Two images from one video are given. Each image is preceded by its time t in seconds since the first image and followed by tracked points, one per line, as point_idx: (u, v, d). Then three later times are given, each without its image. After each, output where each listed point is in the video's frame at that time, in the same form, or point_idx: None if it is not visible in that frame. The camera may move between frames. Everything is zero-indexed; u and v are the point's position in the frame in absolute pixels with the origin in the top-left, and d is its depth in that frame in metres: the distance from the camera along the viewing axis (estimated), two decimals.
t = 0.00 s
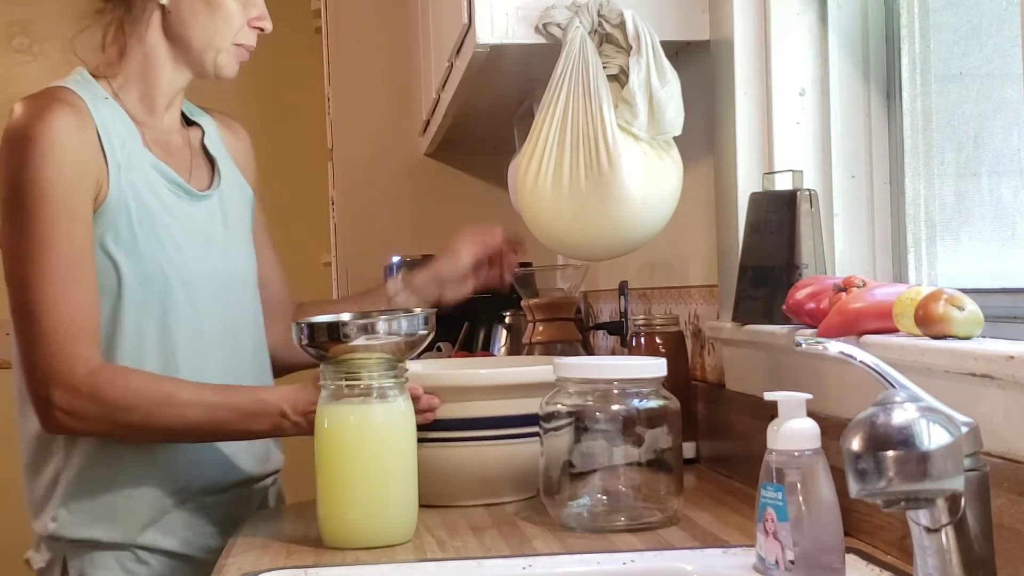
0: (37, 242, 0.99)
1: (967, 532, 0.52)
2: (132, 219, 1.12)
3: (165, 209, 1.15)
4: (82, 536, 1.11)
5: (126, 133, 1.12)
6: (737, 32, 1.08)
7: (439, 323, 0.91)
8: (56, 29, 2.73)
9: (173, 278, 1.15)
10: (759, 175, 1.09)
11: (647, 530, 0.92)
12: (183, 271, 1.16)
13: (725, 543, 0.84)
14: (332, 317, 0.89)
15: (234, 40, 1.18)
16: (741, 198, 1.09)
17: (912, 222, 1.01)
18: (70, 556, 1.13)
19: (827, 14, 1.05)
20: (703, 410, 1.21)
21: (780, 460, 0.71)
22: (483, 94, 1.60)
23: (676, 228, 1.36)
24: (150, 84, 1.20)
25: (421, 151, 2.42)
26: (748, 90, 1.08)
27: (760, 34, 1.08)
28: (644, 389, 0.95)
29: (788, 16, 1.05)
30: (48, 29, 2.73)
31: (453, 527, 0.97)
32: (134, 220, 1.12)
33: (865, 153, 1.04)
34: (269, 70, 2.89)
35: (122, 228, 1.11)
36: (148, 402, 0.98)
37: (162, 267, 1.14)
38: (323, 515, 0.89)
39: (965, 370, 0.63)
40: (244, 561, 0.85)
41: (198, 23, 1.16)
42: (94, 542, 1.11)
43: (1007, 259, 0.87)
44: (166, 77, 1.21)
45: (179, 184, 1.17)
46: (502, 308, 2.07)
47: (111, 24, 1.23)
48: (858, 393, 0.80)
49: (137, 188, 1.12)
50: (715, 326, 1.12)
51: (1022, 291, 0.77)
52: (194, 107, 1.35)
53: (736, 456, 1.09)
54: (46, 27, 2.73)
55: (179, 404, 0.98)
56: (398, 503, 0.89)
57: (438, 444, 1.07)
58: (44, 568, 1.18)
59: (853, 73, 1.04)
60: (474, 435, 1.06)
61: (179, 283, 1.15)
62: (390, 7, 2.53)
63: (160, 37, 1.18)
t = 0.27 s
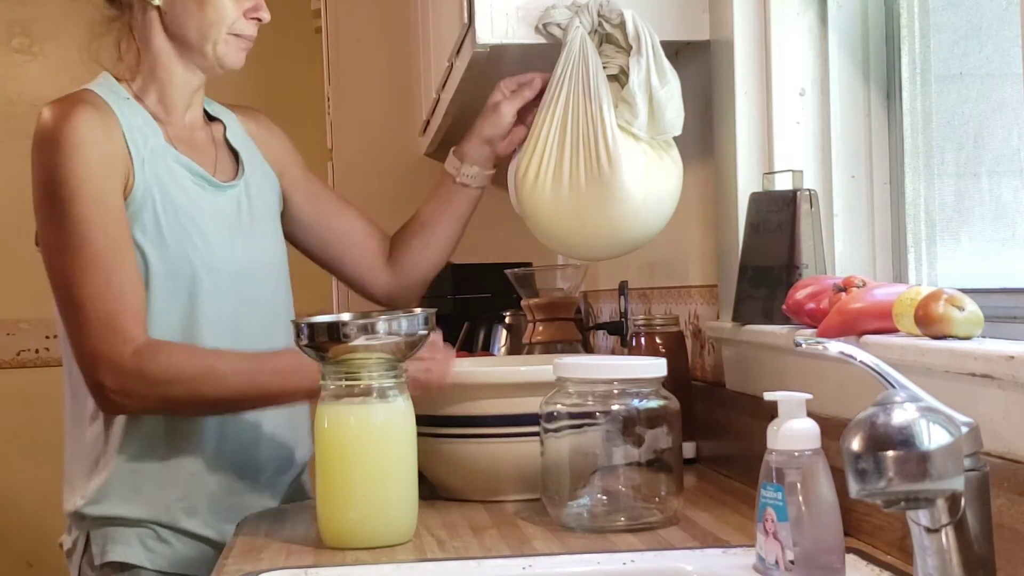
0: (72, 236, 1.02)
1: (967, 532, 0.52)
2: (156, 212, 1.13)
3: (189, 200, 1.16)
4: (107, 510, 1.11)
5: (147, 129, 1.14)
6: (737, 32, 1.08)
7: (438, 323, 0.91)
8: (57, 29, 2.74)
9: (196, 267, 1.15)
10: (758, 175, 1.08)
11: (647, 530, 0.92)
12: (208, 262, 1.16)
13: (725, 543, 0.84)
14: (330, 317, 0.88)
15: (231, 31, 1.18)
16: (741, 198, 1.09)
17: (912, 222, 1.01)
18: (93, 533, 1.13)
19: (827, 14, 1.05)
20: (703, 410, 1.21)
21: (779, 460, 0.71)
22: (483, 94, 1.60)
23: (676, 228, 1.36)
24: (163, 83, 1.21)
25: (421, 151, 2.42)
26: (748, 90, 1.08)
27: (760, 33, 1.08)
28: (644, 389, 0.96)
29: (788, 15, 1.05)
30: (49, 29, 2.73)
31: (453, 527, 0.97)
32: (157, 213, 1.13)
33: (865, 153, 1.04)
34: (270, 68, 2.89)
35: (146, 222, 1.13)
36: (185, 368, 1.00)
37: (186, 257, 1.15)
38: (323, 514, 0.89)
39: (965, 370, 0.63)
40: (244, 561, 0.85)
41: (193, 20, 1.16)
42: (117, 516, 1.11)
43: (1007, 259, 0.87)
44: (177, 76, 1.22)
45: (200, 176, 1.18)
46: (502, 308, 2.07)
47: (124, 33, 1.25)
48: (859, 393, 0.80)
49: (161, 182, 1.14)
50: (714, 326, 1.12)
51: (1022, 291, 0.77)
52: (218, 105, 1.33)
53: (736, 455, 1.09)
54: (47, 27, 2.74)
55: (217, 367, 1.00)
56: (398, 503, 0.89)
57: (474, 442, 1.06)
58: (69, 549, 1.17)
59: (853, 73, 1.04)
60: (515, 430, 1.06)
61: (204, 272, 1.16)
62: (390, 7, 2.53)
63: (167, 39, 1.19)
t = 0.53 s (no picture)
0: (246, 198, 1.00)
1: (967, 532, 0.52)
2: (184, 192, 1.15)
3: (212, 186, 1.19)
4: (129, 503, 1.10)
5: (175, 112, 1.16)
6: (737, 32, 1.08)
7: (439, 322, 0.91)
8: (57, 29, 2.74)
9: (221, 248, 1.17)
10: (758, 175, 1.08)
11: (647, 530, 0.91)
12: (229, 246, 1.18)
13: (725, 543, 0.84)
14: (331, 317, 0.89)
15: (221, 21, 1.17)
16: (741, 197, 1.09)
17: (912, 222, 1.01)
18: (110, 532, 1.11)
19: (827, 14, 1.05)
20: (703, 410, 1.21)
21: (779, 460, 0.71)
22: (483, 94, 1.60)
23: (676, 228, 1.36)
24: (167, 81, 1.22)
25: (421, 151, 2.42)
26: (748, 90, 1.08)
27: (760, 33, 1.08)
28: (644, 389, 0.95)
29: (788, 15, 1.05)
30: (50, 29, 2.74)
31: (453, 527, 0.97)
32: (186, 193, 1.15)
33: (865, 153, 1.04)
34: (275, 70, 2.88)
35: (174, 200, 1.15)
36: (370, 215, 1.01)
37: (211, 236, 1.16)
38: (322, 514, 0.89)
39: (965, 370, 0.63)
40: (244, 561, 0.85)
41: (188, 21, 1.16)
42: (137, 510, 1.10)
43: (1007, 259, 0.87)
44: (178, 73, 1.23)
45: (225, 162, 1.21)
46: (502, 308, 2.07)
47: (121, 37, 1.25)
48: (859, 393, 0.80)
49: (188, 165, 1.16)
50: (714, 326, 1.12)
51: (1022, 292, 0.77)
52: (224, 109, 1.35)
53: (736, 455, 1.08)
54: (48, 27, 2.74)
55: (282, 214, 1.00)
56: (398, 503, 0.89)
57: (471, 442, 1.06)
58: (86, 548, 1.16)
59: (853, 73, 1.04)
60: (511, 431, 1.06)
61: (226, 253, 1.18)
62: (390, 6, 2.52)
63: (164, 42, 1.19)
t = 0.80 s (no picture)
0: (322, 181, 1.00)
1: (967, 532, 0.52)
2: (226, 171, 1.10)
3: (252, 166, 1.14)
4: (184, 506, 1.04)
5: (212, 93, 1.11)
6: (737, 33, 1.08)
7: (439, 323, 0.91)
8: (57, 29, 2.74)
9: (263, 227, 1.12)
10: (758, 175, 1.08)
11: (647, 530, 0.91)
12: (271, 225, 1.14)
13: (725, 543, 0.84)
14: (331, 317, 0.88)
15: (239, 9, 1.14)
16: (741, 197, 1.09)
17: (912, 222, 1.01)
18: (156, 534, 1.05)
19: (827, 14, 1.04)
20: (703, 410, 1.21)
21: (779, 460, 0.71)
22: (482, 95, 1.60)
23: (676, 229, 1.36)
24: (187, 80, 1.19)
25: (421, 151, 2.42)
26: (748, 91, 1.08)
27: (760, 32, 1.08)
28: (644, 389, 0.95)
29: (788, 15, 1.05)
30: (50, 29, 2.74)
31: (453, 527, 0.97)
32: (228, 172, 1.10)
33: (865, 153, 1.04)
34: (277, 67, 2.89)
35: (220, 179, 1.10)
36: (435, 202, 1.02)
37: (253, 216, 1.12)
38: (322, 515, 0.89)
39: (965, 370, 0.63)
40: (244, 561, 0.85)
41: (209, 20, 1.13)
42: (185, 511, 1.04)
43: (1006, 259, 0.87)
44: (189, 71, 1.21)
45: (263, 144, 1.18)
46: (502, 309, 2.07)
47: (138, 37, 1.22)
48: (859, 393, 0.80)
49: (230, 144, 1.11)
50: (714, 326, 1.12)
51: (1021, 292, 0.78)
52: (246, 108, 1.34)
53: (736, 455, 1.08)
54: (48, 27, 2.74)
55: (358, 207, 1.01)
56: (398, 503, 0.89)
57: (473, 441, 1.06)
58: (114, 552, 1.07)
59: (853, 73, 1.04)
60: (512, 431, 1.06)
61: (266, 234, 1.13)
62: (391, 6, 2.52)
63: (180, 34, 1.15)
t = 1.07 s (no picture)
0: (347, 196, 0.98)
1: (967, 532, 0.52)
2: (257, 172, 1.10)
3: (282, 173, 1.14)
4: (200, 506, 1.04)
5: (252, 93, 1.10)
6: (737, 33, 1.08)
7: (439, 323, 0.91)
8: (56, 29, 2.74)
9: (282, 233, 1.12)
10: (758, 176, 1.08)
11: (647, 530, 0.91)
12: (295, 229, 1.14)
13: (725, 543, 0.84)
14: (331, 317, 0.88)
15: (283, 17, 1.15)
16: (742, 198, 1.09)
17: (912, 222, 1.01)
18: (168, 532, 1.05)
19: (828, 14, 1.04)
20: (703, 410, 1.21)
21: (779, 460, 0.71)
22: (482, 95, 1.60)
23: (676, 228, 1.36)
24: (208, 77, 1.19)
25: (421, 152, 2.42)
26: (748, 90, 1.07)
27: (761, 31, 1.08)
28: (644, 389, 0.95)
29: (789, 15, 1.05)
30: (50, 30, 2.73)
31: (453, 527, 0.97)
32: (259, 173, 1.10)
33: (865, 153, 1.04)
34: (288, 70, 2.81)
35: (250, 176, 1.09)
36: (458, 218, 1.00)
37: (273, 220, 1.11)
38: (322, 515, 0.89)
39: (965, 370, 0.63)
40: (244, 562, 0.85)
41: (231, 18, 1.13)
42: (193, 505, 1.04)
43: (1006, 259, 0.87)
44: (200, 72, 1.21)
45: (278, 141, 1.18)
46: (502, 309, 2.07)
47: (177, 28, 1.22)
48: (859, 393, 0.79)
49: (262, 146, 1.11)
50: (714, 326, 1.12)
51: (1021, 292, 0.78)
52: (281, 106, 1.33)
53: (736, 455, 1.08)
54: (48, 27, 2.74)
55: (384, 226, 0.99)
56: (398, 503, 0.89)
57: (475, 441, 1.06)
58: (125, 547, 1.06)
59: (853, 73, 1.04)
60: (514, 431, 1.06)
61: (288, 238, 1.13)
62: (391, 6, 2.52)
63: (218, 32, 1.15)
